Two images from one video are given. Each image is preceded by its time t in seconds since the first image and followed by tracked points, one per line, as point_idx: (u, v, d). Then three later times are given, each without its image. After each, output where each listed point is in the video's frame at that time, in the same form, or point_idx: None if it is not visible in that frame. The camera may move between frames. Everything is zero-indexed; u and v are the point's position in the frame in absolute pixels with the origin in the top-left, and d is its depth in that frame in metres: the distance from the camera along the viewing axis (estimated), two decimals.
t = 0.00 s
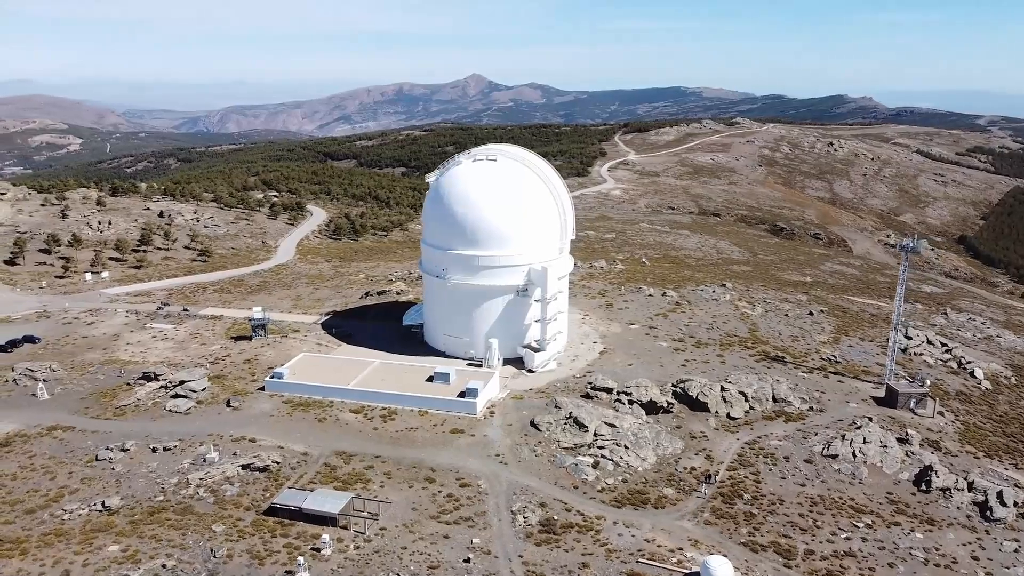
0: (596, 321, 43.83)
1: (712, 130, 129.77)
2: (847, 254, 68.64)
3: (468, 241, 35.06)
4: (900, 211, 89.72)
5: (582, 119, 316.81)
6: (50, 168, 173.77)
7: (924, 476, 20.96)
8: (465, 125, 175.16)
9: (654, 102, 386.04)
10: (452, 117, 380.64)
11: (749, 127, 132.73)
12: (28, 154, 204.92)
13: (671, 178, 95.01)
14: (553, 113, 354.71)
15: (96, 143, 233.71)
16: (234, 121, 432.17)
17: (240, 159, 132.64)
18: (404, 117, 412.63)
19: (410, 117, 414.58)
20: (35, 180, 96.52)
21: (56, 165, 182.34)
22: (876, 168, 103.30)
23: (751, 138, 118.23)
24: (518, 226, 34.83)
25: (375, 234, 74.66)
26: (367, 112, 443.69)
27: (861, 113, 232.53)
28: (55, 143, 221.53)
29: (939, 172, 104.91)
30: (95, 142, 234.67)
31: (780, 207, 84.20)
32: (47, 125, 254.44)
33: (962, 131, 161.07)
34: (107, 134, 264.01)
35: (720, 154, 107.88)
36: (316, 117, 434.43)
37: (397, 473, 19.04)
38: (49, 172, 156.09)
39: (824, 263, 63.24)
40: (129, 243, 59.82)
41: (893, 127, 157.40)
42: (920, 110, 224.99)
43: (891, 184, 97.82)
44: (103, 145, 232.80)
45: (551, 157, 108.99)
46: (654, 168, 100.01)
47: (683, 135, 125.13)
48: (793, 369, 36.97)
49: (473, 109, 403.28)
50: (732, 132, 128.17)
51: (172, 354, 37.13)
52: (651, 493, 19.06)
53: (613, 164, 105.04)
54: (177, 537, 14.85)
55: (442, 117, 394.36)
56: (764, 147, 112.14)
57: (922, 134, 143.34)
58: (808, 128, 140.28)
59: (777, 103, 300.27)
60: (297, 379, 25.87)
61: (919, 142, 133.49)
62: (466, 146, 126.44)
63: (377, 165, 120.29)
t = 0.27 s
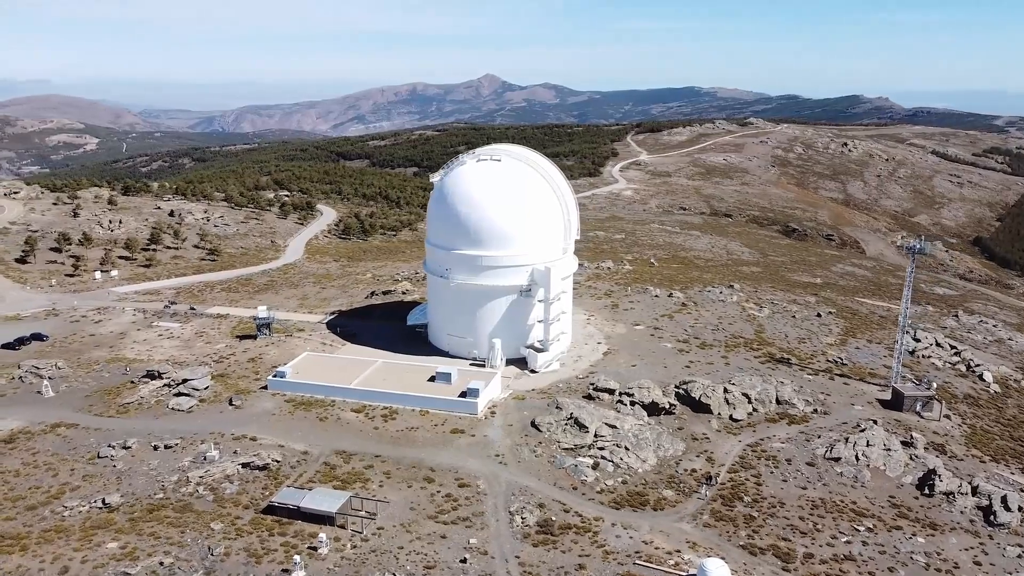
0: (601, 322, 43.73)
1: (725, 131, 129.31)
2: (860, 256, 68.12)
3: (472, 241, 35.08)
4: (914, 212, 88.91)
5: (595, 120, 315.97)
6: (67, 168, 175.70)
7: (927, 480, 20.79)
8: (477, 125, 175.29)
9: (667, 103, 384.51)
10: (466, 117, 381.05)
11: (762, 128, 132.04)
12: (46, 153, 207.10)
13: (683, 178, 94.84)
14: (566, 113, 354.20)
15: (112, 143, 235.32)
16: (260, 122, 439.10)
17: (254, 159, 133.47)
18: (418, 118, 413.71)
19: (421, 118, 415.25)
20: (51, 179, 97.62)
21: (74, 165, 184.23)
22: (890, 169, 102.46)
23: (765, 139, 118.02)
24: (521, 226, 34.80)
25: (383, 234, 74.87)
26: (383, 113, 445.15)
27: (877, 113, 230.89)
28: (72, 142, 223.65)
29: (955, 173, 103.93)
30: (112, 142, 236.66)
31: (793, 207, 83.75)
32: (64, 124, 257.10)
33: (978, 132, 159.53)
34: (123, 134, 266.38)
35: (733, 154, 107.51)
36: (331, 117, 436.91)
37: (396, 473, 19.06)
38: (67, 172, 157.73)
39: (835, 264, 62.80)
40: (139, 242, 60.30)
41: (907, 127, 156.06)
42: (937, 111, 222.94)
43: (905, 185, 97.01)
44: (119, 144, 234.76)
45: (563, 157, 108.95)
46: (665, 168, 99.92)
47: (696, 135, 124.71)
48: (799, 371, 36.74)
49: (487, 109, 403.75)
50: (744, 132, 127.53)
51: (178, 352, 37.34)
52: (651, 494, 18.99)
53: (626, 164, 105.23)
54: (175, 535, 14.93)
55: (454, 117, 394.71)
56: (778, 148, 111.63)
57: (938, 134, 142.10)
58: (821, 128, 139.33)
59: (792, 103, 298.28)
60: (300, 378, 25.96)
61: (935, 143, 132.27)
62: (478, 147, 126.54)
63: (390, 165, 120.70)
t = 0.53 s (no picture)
0: (606, 323, 43.62)
1: (739, 131, 128.78)
2: (873, 257, 67.58)
3: (475, 241, 35.10)
4: (928, 213, 88.13)
5: (609, 121, 315.51)
6: (83, 167, 177.65)
7: (930, 485, 20.62)
8: (490, 125, 175.39)
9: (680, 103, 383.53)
10: (479, 117, 381.66)
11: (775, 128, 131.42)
12: (64, 152, 209.25)
13: (694, 179, 94.59)
14: (580, 113, 354.41)
15: (128, 142, 236.94)
16: (274, 121, 441.74)
17: (268, 158, 134.29)
18: (431, 118, 414.57)
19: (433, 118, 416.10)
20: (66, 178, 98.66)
21: (92, 164, 186.01)
22: (905, 170, 101.68)
23: (778, 139, 117.56)
24: (525, 226, 34.75)
25: (392, 233, 75.07)
26: (396, 113, 446.88)
27: (893, 113, 229.27)
28: (90, 142, 225.64)
29: (970, 174, 102.94)
30: (129, 142, 238.68)
31: (805, 208, 83.31)
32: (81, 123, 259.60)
33: (996, 132, 157.90)
34: (139, 134, 268.56)
35: (745, 155, 107.09)
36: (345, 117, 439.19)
37: (396, 472, 19.08)
38: (85, 170, 159.27)
39: (846, 265, 62.32)
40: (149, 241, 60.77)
41: (922, 128, 155.34)
42: (954, 111, 220.70)
43: (920, 186, 96.19)
44: (135, 143, 236.63)
45: (575, 157, 108.91)
46: (677, 169, 99.76)
47: (708, 136, 124.24)
48: (804, 373, 36.50)
49: (500, 109, 404.31)
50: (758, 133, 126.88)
51: (183, 350, 37.58)
52: (650, 496, 18.91)
53: (639, 164, 105.38)
54: (174, 533, 15.00)
55: (468, 117, 395.48)
56: (791, 149, 111.08)
57: (954, 135, 140.80)
58: (835, 129, 138.40)
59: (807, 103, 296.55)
60: (302, 377, 26.05)
61: (951, 143, 130.99)
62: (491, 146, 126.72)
63: (403, 164, 121.07)
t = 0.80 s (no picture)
0: (612, 324, 43.49)
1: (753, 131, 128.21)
2: (888, 259, 67.01)
3: (479, 242, 35.11)
4: (944, 215, 87.30)
5: (623, 121, 314.67)
6: (100, 166, 179.42)
7: (935, 489, 20.40)
8: (503, 125, 175.39)
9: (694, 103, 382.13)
10: (493, 117, 382.10)
11: (789, 129, 130.70)
12: (81, 152, 211.37)
13: (707, 179, 94.34)
14: (594, 113, 354.30)
15: (144, 143, 239.29)
16: (286, 121, 444.06)
17: (282, 158, 135.03)
18: (444, 118, 415.22)
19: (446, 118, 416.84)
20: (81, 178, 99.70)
21: (109, 163, 187.76)
22: (920, 171, 100.88)
23: (792, 140, 117.01)
24: (528, 226, 34.72)
25: (401, 233, 75.25)
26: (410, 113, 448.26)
27: (909, 113, 227.59)
28: (106, 141, 227.56)
29: (987, 176, 101.89)
30: (144, 142, 240.68)
31: (819, 209, 82.78)
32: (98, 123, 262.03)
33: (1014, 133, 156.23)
34: (154, 134, 270.75)
35: (758, 155, 106.66)
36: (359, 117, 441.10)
37: (395, 473, 19.09)
38: (102, 169, 160.80)
39: (859, 267, 61.80)
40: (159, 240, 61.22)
41: (938, 128, 153.90)
42: (972, 112, 218.36)
43: (935, 187, 95.35)
44: (151, 143, 238.65)
45: (588, 157, 108.82)
46: (690, 169, 99.55)
47: (721, 136, 123.74)
48: (810, 376, 36.24)
49: (514, 109, 404.64)
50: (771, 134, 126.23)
51: (189, 349, 37.80)
52: (650, 499, 18.82)
53: (651, 164, 105.29)
54: (173, 531, 15.06)
55: (482, 117, 395.98)
56: (805, 150, 110.46)
57: (971, 136, 139.40)
58: (848, 129, 137.37)
59: (822, 104, 294.62)
60: (305, 376, 26.14)
61: (968, 144, 129.69)
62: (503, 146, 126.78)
63: (416, 164, 121.37)
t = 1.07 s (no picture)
0: (617, 325, 43.35)
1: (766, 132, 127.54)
2: (902, 260, 66.41)
3: (482, 241, 35.10)
4: (959, 216, 86.39)
5: (636, 121, 314.78)
6: (116, 166, 181.16)
7: (939, 493, 20.20)
8: (516, 125, 175.34)
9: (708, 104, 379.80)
10: (506, 117, 382.14)
11: (804, 129, 129.90)
12: (98, 151, 213.54)
13: (720, 180, 94.05)
14: (607, 113, 353.97)
15: (161, 142, 241.32)
16: (296, 121, 445.84)
17: (296, 157, 135.67)
18: (457, 118, 415.38)
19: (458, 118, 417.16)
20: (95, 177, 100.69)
21: (126, 163, 189.59)
22: (936, 172, 100.03)
23: (806, 140, 116.37)
24: (532, 226, 34.68)
25: (410, 233, 75.39)
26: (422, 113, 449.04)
27: (926, 113, 225.66)
28: (122, 141, 229.47)
29: (1003, 176, 100.74)
30: (160, 141, 242.67)
31: (832, 210, 82.21)
32: (114, 122, 264.43)
33: None
34: (170, 133, 272.86)
35: (772, 156, 106.21)
36: (372, 117, 442.61)
37: (395, 473, 19.10)
38: (119, 169, 162.30)
39: (871, 268, 61.26)
40: (169, 239, 61.67)
41: (954, 129, 152.27)
42: (990, 112, 216.10)
43: (951, 188, 94.43)
44: (167, 143, 240.62)
45: (600, 158, 108.69)
46: (702, 169, 99.25)
47: (734, 136, 123.21)
48: (816, 378, 35.98)
49: (527, 109, 404.47)
50: (786, 134, 125.50)
51: (194, 348, 38.00)
52: (649, 501, 18.72)
53: (663, 164, 105.08)
54: (171, 529, 15.13)
55: (495, 117, 396.03)
56: (819, 150, 109.75)
57: (988, 137, 137.83)
58: (862, 129, 136.25)
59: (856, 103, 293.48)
60: (307, 376, 26.22)
61: (984, 145, 128.34)
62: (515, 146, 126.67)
63: (428, 163, 121.60)
